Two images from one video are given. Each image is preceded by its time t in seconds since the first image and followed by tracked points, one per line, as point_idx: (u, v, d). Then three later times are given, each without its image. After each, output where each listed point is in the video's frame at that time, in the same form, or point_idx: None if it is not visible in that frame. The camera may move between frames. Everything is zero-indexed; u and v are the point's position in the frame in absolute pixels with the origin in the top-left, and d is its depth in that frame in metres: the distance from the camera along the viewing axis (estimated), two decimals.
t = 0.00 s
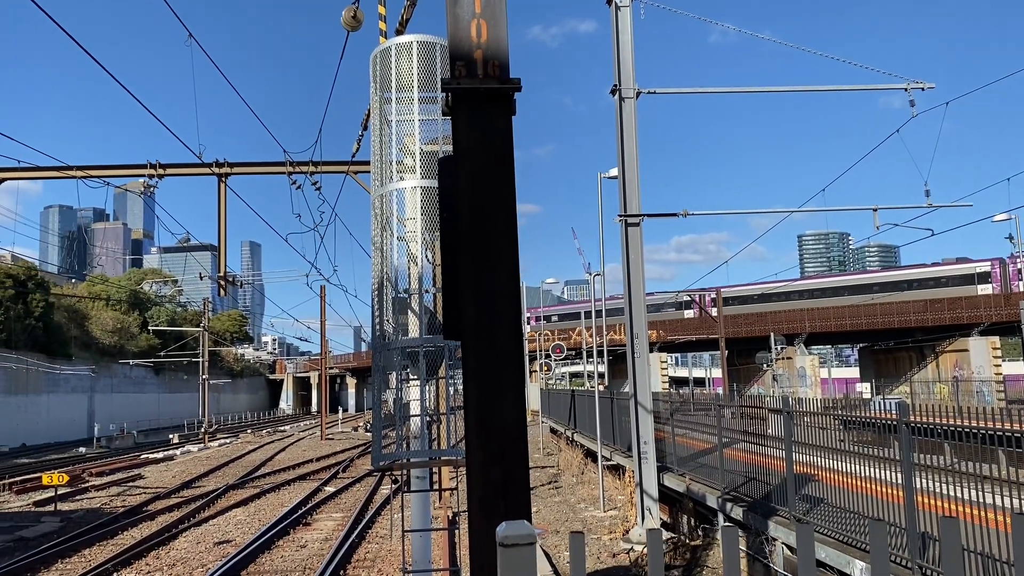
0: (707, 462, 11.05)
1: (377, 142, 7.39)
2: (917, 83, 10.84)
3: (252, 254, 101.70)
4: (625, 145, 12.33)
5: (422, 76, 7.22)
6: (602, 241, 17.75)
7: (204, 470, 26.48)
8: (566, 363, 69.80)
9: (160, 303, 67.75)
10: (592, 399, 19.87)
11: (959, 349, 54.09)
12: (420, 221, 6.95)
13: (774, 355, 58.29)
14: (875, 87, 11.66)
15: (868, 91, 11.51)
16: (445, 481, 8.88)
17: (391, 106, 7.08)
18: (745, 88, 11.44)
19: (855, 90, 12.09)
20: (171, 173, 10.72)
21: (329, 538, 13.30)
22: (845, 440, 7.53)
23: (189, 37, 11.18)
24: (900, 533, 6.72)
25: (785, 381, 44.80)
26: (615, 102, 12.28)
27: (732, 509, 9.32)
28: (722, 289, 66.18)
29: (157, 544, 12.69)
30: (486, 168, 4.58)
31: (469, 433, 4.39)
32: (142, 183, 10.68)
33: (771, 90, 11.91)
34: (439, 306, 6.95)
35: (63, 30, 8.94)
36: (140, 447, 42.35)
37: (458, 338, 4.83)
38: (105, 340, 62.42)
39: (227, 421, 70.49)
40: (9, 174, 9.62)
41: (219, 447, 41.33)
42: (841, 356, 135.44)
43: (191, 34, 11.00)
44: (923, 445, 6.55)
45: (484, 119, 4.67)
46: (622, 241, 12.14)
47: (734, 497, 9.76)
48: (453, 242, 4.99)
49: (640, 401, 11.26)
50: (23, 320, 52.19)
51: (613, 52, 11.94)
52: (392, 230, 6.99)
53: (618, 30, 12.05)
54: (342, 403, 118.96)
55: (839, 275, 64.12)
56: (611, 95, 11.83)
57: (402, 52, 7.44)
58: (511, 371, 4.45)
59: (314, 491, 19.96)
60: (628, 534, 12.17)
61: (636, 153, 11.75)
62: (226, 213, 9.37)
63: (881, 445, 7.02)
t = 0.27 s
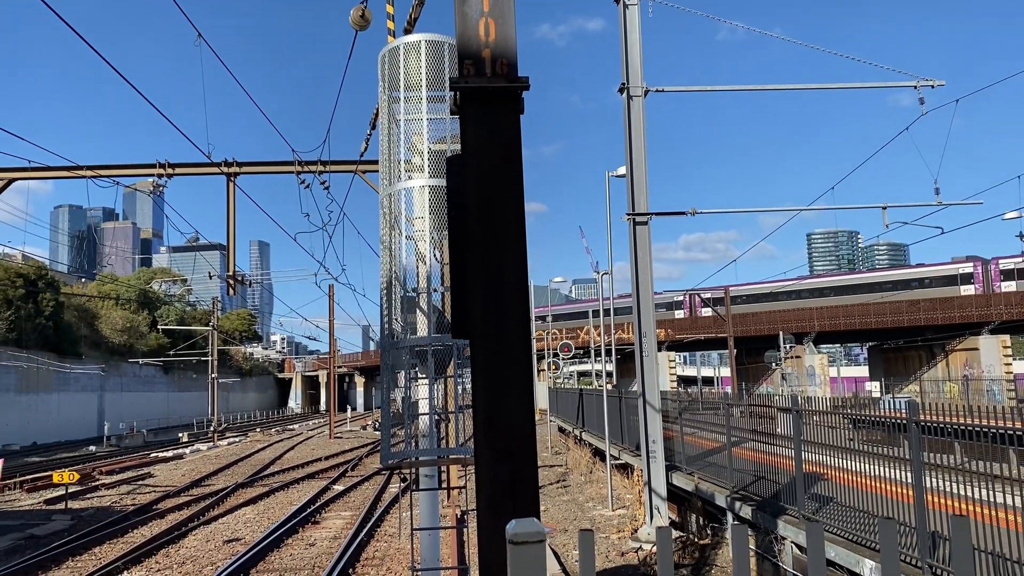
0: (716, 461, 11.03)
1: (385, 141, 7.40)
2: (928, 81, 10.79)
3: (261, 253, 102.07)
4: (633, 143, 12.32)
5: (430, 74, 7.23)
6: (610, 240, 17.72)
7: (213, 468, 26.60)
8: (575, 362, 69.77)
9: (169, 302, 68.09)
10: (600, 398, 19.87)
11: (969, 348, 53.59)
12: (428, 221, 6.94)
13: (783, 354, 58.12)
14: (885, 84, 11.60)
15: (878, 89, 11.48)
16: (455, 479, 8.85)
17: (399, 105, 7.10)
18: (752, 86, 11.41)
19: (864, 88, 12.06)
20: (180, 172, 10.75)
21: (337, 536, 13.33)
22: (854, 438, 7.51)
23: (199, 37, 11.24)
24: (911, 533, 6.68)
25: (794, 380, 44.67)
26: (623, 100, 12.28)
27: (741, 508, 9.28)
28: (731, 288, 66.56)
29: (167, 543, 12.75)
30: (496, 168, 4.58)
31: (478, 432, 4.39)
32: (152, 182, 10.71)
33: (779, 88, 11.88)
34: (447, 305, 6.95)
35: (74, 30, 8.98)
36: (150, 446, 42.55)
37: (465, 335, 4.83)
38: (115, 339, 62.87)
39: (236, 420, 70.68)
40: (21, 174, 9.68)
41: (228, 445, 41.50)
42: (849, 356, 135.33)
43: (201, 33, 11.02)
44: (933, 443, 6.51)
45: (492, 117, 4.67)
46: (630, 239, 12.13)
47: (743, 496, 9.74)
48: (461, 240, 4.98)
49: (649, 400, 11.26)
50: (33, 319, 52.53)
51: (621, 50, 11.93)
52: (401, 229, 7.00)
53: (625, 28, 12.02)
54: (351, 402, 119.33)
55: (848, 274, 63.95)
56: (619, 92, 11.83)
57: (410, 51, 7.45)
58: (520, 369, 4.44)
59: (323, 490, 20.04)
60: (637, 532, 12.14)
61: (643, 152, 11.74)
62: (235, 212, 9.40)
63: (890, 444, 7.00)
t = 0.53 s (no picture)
0: (726, 459, 11.01)
1: (395, 140, 7.42)
2: (940, 77, 10.74)
3: (271, 252, 102.38)
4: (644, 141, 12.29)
5: (440, 72, 7.24)
6: (620, 237, 17.69)
7: (225, 466, 26.68)
8: (584, 361, 69.70)
9: (180, 301, 68.46)
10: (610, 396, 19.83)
11: (981, 345, 53.20)
12: (438, 219, 6.95)
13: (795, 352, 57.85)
14: (897, 81, 11.53)
15: (890, 85, 11.42)
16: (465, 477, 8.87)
17: (409, 104, 7.11)
18: (763, 83, 11.37)
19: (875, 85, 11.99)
20: (191, 170, 10.79)
21: (348, 533, 13.38)
22: (865, 437, 7.48)
23: (210, 36, 11.28)
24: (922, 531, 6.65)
25: (805, 377, 44.49)
26: (633, 98, 12.25)
27: (752, 506, 9.26)
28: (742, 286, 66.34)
29: (179, 540, 12.81)
30: (506, 167, 4.58)
31: (489, 430, 4.40)
32: (163, 181, 10.76)
33: (790, 86, 11.83)
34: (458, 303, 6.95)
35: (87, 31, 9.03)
36: (161, 444, 42.75)
37: (476, 333, 4.84)
38: (126, 337, 63.31)
39: (248, 418, 70.94)
40: (35, 173, 9.75)
41: (239, 443, 41.63)
42: (861, 353, 134.66)
43: (212, 33, 11.06)
44: (945, 442, 6.47)
45: (502, 115, 4.68)
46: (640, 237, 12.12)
47: (754, 494, 9.73)
48: (472, 239, 4.99)
49: (660, 398, 11.24)
50: (46, 317, 52.90)
51: (631, 48, 11.91)
52: (411, 227, 7.00)
53: (635, 26, 12.00)
54: (361, 400, 119.47)
55: (858, 272, 63.61)
56: (629, 90, 11.81)
57: (420, 50, 7.47)
58: (530, 367, 4.45)
59: (334, 487, 20.10)
60: (648, 530, 12.14)
61: (654, 149, 11.72)
62: (247, 211, 9.43)
63: (902, 443, 6.96)
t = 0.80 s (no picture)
0: (739, 457, 10.98)
1: (408, 138, 7.42)
2: (954, 73, 10.65)
3: (281, 250, 102.69)
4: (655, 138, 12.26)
5: (452, 70, 7.25)
6: (630, 235, 17.65)
7: (238, 463, 26.83)
8: (596, 358, 69.69)
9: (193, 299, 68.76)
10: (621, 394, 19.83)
11: (996, 343, 53.11)
12: (450, 217, 6.95)
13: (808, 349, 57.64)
14: (911, 78, 11.46)
15: (903, 82, 11.34)
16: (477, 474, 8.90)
17: (421, 101, 7.12)
18: (776, 80, 11.32)
19: (890, 81, 11.90)
20: (204, 168, 10.83)
21: (360, 530, 13.42)
22: (879, 435, 7.46)
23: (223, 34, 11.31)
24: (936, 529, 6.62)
25: (818, 374, 44.36)
26: (645, 95, 12.22)
27: (764, 504, 9.25)
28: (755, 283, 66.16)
29: (193, 536, 12.89)
30: (518, 165, 4.58)
31: (502, 427, 4.40)
32: (175, 179, 10.80)
33: (802, 82, 11.77)
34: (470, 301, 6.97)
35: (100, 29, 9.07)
36: (175, 441, 42.98)
37: (488, 331, 4.84)
38: (139, 335, 63.78)
39: (261, 415, 71.30)
40: (50, 172, 9.82)
41: (252, 440, 41.81)
42: (873, 350, 134.05)
43: (223, 32, 11.08)
44: (959, 440, 6.44)
45: (515, 112, 4.67)
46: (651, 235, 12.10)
47: (766, 492, 9.72)
48: (484, 237, 4.98)
49: (672, 396, 11.23)
50: (61, 315, 53.26)
51: (643, 44, 11.88)
52: (423, 225, 7.01)
53: (647, 22, 11.96)
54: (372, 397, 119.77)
55: (871, 269, 63.31)
56: (641, 87, 11.79)
57: (433, 48, 7.48)
58: (543, 363, 4.45)
59: (346, 484, 20.17)
60: (660, 528, 12.13)
61: (666, 146, 11.68)
62: (259, 209, 9.46)
63: (916, 440, 6.93)
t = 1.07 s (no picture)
0: (754, 455, 10.95)
1: (422, 134, 7.43)
2: (971, 67, 10.55)
3: (295, 248, 102.93)
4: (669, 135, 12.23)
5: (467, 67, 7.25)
6: (643, 231, 17.61)
7: (252, 460, 26.96)
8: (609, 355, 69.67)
9: (208, 296, 69.03)
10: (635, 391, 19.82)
11: (1012, 340, 52.57)
12: (464, 214, 6.95)
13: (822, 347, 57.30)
14: (928, 73, 11.36)
15: (920, 76, 11.24)
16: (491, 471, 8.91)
17: (436, 98, 7.13)
18: (791, 75, 11.25)
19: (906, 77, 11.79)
20: (218, 167, 10.87)
21: (374, 526, 13.47)
22: (895, 433, 7.41)
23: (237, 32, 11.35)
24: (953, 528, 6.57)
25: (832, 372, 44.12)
26: (659, 91, 12.19)
27: (779, 502, 9.22)
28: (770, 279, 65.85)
29: (208, 532, 12.98)
30: (533, 162, 4.55)
31: (517, 424, 4.39)
32: (190, 177, 10.85)
33: (817, 77, 11.70)
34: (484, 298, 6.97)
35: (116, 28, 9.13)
36: (190, 437, 43.20)
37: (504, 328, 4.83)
38: (155, 332, 64.27)
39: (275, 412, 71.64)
40: (67, 170, 9.88)
41: (266, 436, 42.00)
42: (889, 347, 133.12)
43: (238, 30, 11.13)
44: (977, 438, 6.38)
45: (531, 108, 4.65)
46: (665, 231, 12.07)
47: (781, 489, 9.69)
48: (500, 234, 4.97)
49: (686, 393, 11.21)
50: (76, 313, 53.65)
51: (656, 40, 11.85)
52: (438, 222, 7.02)
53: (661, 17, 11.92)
54: (385, 394, 120.01)
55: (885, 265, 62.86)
56: (655, 83, 11.75)
57: (447, 44, 7.48)
58: (558, 361, 4.43)
59: (360, 481, 20.25)
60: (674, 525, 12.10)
61: (680, 143, 11.66)
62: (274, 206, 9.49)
63: (932, 438, 6.87)
